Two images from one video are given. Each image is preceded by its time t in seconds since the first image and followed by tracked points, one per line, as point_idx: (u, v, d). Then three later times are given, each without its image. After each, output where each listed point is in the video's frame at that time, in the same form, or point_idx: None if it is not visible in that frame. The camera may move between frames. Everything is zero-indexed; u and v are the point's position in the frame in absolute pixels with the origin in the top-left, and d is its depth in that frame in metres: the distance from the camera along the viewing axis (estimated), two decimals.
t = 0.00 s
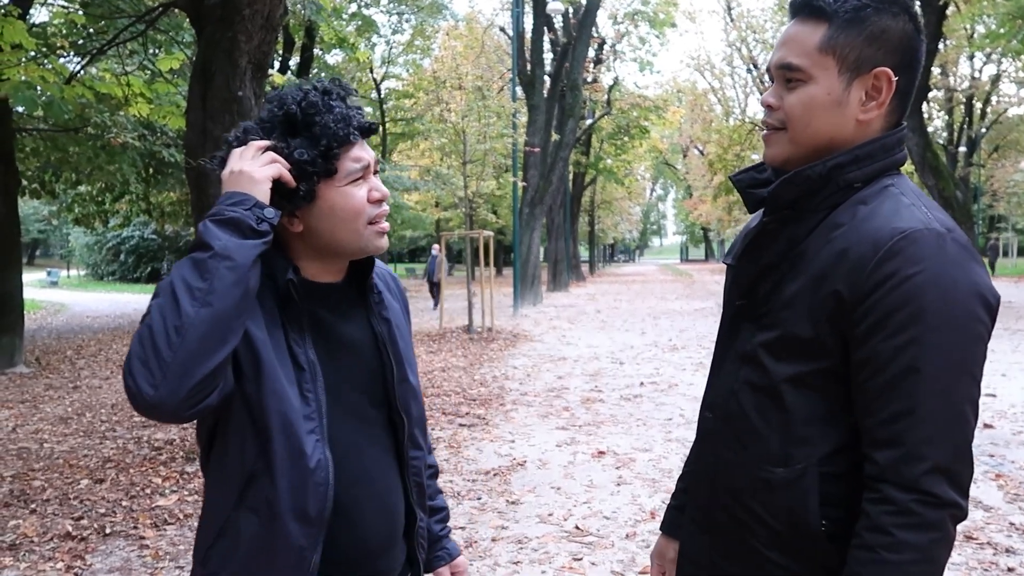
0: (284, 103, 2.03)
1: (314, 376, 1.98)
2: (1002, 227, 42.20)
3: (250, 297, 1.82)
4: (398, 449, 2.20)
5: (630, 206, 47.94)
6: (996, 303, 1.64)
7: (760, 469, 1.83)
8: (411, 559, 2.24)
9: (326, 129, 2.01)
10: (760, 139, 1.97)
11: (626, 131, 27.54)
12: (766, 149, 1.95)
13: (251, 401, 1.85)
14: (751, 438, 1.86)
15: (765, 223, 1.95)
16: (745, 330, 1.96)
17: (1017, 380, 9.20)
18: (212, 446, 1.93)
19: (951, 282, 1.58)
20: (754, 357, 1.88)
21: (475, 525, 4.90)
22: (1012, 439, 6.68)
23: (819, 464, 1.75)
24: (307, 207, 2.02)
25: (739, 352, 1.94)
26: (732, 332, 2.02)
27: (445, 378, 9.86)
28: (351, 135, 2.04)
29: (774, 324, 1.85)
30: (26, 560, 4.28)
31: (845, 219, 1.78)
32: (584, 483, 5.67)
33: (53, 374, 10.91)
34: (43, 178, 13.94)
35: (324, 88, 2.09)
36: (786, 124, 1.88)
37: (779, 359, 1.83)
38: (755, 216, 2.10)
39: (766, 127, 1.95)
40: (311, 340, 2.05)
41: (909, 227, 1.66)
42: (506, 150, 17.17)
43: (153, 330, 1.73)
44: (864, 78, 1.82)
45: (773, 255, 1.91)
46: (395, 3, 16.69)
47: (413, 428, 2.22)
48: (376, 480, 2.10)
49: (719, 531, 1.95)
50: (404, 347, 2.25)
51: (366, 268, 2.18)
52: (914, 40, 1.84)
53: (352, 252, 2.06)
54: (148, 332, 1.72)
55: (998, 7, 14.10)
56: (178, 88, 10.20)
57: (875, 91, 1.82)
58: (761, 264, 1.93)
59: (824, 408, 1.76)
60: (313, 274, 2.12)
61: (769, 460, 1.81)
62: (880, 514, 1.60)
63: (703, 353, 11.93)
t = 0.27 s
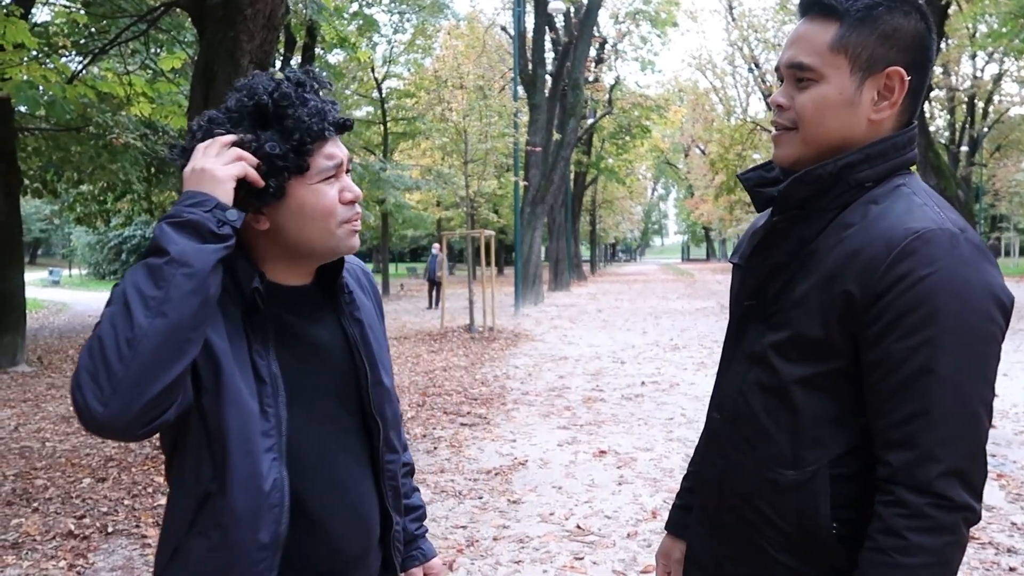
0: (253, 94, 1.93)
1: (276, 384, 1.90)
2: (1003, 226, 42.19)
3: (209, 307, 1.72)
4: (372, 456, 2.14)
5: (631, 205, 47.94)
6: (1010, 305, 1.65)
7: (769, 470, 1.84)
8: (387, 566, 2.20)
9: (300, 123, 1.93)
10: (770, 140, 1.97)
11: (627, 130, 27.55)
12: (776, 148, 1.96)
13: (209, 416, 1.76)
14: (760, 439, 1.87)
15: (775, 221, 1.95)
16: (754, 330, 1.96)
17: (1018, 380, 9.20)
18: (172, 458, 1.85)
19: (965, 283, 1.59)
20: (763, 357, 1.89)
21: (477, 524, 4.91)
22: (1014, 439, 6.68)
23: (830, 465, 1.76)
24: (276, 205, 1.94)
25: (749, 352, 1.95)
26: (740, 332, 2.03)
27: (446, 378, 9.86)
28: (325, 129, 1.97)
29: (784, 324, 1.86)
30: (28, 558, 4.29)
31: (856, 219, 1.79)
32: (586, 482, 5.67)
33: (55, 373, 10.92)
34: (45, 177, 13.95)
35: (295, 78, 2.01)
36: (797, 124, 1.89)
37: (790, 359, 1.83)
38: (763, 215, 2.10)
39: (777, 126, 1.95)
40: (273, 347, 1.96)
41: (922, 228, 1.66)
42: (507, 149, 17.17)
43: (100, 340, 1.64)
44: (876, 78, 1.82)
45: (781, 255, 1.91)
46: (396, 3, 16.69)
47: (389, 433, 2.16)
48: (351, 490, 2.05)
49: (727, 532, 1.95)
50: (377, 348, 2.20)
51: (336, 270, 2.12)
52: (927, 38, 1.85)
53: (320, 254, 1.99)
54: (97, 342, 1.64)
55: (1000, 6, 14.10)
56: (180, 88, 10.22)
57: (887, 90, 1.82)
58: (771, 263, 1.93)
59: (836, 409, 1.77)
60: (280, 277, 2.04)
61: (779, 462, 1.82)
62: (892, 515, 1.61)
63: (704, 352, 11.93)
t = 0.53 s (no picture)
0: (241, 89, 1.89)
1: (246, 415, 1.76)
2: (1003, 227, 42.20)
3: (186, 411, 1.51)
4: (361, 461, 2.14)
5: (631, 206, 47.95)
6: (1016, 310, 1.66)
7: (774, 473, 1.84)
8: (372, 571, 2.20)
9: (289, 118, 1.90)
10: (778, 141, 1.98)
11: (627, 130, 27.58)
12: (784, 151, 1.97)
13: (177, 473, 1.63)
14: (764, 441, 1.87)
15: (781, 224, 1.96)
16: (758, 333, 1.97)
17: (1019, 380, 9.19)
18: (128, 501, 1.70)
19: (975, 289, 1.59)
20: (769, 359, 1.89)
21: (477, 526, 4.91)
22: (1014, 439, 6.69)
23: (835, 468, 1.77)
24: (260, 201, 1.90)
25: (752, 355, 1.95)
26: (743, 335, 2.03)
27: (447, 378, 9.86)
28: (316, 126, 1.96)
29: (790, 327, 1.86)
30: (29, 560, 4.29)
31: (863, 222, 1.79)
32: (586, 483, 5.67)
33: (56, 373, 10.94)
34: (46, 177, 13.97)
35: (284, 73, 1.99)
36: (805, 127, 1.90)
37: (795, 363, 1.84)
38: (767, 216, 2.12)
39: (784, 129, 1.97)
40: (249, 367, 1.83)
41: (931, 232, 1.67)
42: (507, 149, 17.18)
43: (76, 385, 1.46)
44: (886, 81, 1.83)
45: (787, 257, 1.92)
46: (397, 3, 16.70)
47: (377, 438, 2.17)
48: (341, 496, 2.05)
49: (728, 534, 1.96)
50: (367, 352, 2.19)
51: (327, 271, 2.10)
52: (936, 42, 1.87)
53: (311, 251, 1.97)
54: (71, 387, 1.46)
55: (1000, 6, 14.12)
56: (181, 89, 10.24)
57: (897, 94, 1.84)
58: (778, 265, 1.94)
59: (841, 412, 1.77)
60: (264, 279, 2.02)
61: (784, 465, 1.82)
62: (902, 521, 1.61)
63: (704, 353, 11.94)
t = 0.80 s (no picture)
0: (251, 100, 1.99)
1: (246, 434, 1.86)
2: (1002, 239, 42.23)
3: None
4: (365, 472, 2.17)
5: (630, 218, 47.97)
6: (1017, 324, 1.66)
7: (776, 488, 1.83)
8: None
9: (298, 129, 1.98)
10: (777, 155, 1.99)
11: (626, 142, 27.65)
12: (784, 164, 1.97)
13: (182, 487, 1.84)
14: (765, 455, 1.87)
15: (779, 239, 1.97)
16: (759, 346, 1.97)
17: (1019, 392, 9.19)
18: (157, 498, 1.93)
19: (976, 304, 1.59)
20: (768, 374, 1.89)
21: (476, 538, 4.89)
22: (1014, 451, 6.68)
23: (835, 482, 1.77)
24: (271, 211, 1.98)
25: (752, 369, 1.95)
26: (742, 349, 2.03)
27: (446, 390, 9.85)
28: (323, 137, 2.02)
29: (790, 341, 1.86)
30: (27, 573, 4.27)
31: (863, 236, 1.80)
32: (585, 496, 5.66)
33: (54, 385, 10.91)
34: (46, 189, 13.98)
35: (294, 86, 2.05)
36: (806, 140, 1.91)
37: (795, 378, 1.84)
38: (765, 228, 2.12)
39: (784, 142, 1.98)
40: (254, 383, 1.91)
41: (932, 246, 1.67)
42: (507, 162, 17.21)
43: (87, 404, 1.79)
44: (886, 97, 1.84)
45: (786, 272, 1.92)
46: (397, 15, 16.76)
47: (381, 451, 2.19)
48: (346, 506, 2.08)
49: (730, 549, 1.95)
50: (373, 367, 2.22)
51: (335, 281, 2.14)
52: (936, 58, 1.88)
53: (321, 261, 2.03)
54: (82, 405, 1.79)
55: (997, 19, 14.21)
56: (181, 101, 10.27)
57: (897, 109, 1.85)
58: (776, 280, 1.94)
59: (843, 427, 1.77)
60: (271, 290, 2.08)
61: (785, 479, 1.82)
62: (904, 537, 1.61)
63: (703, 365, 11.93)
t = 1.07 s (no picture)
0: (265, 115, 2.09)
1: (253, 436, 1.93)
2: (1000, 248, 42.32)
3: None
4: (377, 481, 2.21)
5: (629, 227, 48.03)
6: (1012, 337, 1.67)
7: (771, 499, 1.83)
8: None
9: (308, 141, 2.06)
10: (773, 165, 2.00)
11: (624, 152, 27.73)
12: (779, 175, 1.98)
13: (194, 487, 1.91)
14: (758, 466, 1.87)
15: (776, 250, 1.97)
16: (754, 356, 1.97)
17: (1018, 401, 9.19)
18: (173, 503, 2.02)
19: (971, 315, 1.59)
20: (763, 385, 1.89)
21: (474, 548, 4.89)
22: (1013, 461, 6.68)
23: (829, 494, 1.77)
24: (283, 220, 2.06)
25: (747, 379, 1.95)
26: (737, 359, 2.03)
27: (444, 400, 9.84)
28: (334, 150, 2.09)
29: (785, 352, 1.86)
30: None
31: (858, 247, 1.81)
32: (584, 505, 5.65)
33: (52, 395, 10.89)
34: (45, 199, 14.00)
35: (308, 101, 2.16)
36: (801, 150, 1.92)
37: (790, 389, 1.84)
38: (762, 239, 2.12)
39: (780, 152, 1.98)
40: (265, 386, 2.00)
41: (926, 259, 1.68)
42: (506, 171, 17.24)
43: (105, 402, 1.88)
44: (881, 107, 1.85)
45: (781, 283, 1.93)
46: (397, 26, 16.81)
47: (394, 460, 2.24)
48: (357, 513, 2.13)
49: (725, 559, 1.95)
50: (386, 375, 2.27)
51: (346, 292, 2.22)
52: (930, 68, 1.88)
53: (331, 272, 2.10)
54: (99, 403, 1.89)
55: (994, 30, 14.29)
56: (180, 111, 10.28)
57: (891, 119, 1.86)
58: (770, 291, 1.95)
59: (839, 439, 1.78)
60: (285, 297, 2.16)
61: (779, 490, 1.82)
62: (898, 550, 1.61)
63: (702, 374, 11.92)
